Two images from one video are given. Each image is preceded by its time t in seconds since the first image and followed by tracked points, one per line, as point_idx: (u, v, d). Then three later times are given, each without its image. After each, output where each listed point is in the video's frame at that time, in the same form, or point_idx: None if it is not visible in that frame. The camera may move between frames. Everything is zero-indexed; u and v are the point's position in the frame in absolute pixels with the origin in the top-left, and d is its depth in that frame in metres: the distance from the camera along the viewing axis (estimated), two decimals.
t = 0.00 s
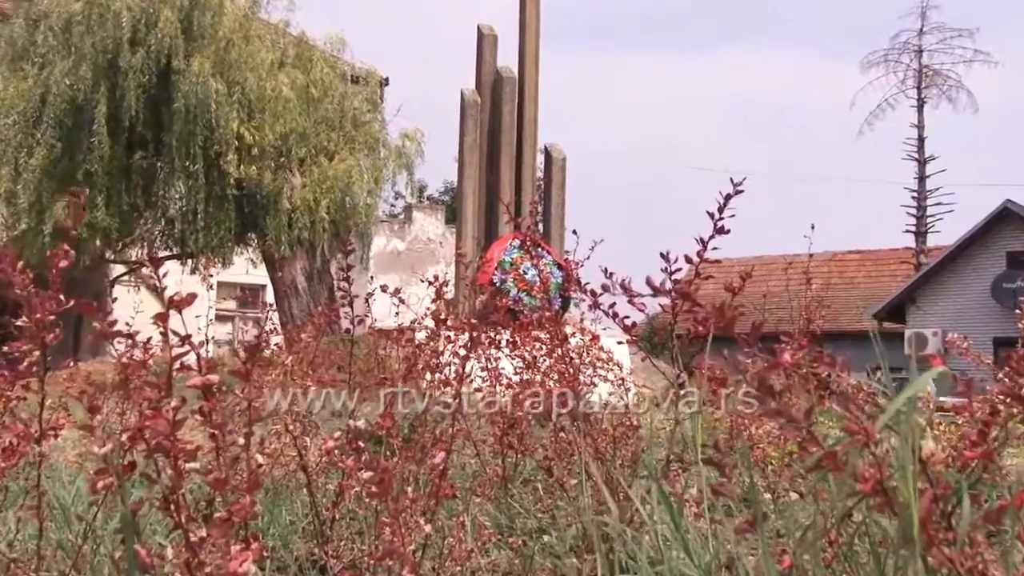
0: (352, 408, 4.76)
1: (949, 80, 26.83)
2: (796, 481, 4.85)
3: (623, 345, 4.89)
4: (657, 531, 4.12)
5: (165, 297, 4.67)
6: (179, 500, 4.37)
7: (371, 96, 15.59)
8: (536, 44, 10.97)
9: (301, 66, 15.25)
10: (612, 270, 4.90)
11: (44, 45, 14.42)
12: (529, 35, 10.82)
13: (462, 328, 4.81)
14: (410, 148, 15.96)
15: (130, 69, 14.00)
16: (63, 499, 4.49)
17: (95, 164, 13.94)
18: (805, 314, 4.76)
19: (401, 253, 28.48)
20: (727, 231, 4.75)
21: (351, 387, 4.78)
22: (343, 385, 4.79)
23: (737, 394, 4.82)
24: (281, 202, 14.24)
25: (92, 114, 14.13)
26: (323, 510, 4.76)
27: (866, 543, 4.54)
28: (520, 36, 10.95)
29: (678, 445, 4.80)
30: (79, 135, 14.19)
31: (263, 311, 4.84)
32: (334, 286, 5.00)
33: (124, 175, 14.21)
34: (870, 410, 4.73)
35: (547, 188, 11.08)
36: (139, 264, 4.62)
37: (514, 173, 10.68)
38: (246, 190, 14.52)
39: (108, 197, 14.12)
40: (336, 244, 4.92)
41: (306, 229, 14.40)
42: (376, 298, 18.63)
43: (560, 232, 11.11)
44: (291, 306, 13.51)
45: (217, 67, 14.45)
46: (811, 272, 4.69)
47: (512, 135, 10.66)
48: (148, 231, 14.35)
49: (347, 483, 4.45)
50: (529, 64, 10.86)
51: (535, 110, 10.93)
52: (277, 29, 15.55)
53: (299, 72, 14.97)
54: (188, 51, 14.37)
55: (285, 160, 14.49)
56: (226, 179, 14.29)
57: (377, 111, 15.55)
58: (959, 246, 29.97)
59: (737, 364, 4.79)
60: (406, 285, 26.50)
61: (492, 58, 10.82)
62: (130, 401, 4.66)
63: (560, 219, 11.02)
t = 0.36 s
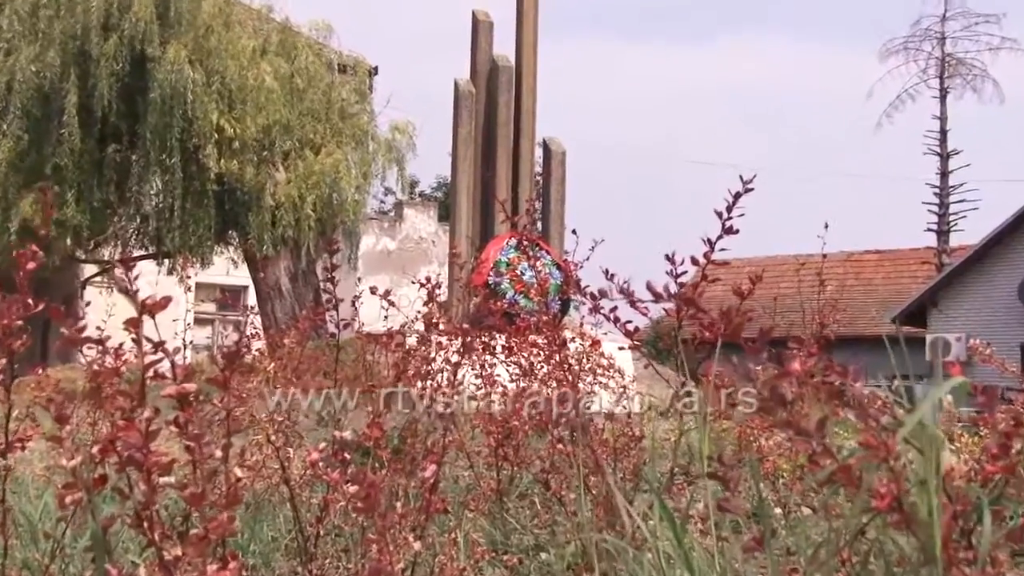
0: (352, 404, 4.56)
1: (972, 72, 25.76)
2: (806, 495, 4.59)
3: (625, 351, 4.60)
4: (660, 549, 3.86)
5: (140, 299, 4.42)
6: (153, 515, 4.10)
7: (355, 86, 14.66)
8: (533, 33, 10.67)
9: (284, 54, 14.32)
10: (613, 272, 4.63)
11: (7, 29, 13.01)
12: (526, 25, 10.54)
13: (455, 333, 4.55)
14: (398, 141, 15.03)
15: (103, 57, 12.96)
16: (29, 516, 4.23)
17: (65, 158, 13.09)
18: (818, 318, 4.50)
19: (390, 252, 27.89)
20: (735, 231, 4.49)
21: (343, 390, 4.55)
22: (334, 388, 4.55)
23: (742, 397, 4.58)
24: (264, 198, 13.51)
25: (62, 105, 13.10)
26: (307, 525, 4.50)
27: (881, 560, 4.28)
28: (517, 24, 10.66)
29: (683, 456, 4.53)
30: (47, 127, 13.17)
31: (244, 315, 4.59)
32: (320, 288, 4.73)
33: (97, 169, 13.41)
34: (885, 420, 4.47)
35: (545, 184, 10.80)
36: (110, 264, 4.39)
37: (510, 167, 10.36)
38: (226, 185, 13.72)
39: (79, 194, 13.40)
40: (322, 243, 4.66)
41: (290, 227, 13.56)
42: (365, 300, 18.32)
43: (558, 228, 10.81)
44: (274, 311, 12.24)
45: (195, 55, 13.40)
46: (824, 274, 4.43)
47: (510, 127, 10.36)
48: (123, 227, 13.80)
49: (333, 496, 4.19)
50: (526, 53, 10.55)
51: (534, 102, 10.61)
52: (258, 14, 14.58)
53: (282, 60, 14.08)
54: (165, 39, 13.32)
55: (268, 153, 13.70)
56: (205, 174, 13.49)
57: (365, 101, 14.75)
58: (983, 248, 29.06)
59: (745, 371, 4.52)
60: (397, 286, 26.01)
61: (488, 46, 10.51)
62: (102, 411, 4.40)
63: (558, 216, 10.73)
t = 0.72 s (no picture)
0: (350, 404, 4.29)
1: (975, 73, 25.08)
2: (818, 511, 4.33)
3: (625, 358, 4.33)
4: (666, 570, 3.60)
5: (110, 306, 4.06)
6: (123, 536, 3.81)
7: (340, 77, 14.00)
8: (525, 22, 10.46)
9: (265, 42, 13.76)
10: (613, 276, 4.37)
11: None
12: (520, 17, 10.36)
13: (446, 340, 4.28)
14: (386, 135, 14.34)
15: (69, 46, 12.65)
16: None
17: (28, 154, 12.74)
18: (831, 324, 4.24)
19: (376, 254, 27.34)
20: (742, 232, 4.23)
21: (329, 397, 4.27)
22: (319, 398, 4.29)
23: (749, 408, 4.33)
24: (243, 197, 13.00)
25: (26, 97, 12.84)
26: (289, 544, 4.23)
27: None
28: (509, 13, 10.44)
29: (687, 470, 4.27)
30: (11, 120, 12.90)
31: (221, 321, 4.32)
32: (303, 292, 4.45)
33: (63, 166, 13.04)
34: (902, 432, 4.22)
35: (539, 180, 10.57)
36: (80, 268, 4.09)
37: (503, 161, 10.13)
38: (203, 183, 13.18)
39: (45, 192, 12.96)
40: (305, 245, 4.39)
41: (271, 227, 13.05)
42: (349, 305, 18.01)
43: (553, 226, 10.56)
44: (255, 314, 12.30)
45: (169, 45, 12.87)
46: (838, 278, 4.17)
47: (503, 120, 10.15)
48: (91, 227, 13.37)
49: (316, 514, 3.91)
50: (519, 43, 10.33)
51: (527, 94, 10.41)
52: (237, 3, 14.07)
53: (263, 50, 13.55)
54: (135, 27, 12.91)
55: (247, 150, 13.16)
56: (180, 171, 12.99)
57: (351, 93, 14.11)
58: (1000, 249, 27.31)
59: (753, 380, 4.27)
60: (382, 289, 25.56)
61: (480, 35, 10.26)
62: (70, 422, 4.12)
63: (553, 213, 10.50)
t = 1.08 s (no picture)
0: (349, 404, 4.06)
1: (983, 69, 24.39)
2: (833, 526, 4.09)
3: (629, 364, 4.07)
4: None
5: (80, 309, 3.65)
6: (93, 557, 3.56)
7: (325, 66, 13.34)
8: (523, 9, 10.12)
9: (246, 30, 13.04)
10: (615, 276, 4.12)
11: None
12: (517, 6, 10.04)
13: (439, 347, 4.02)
14: (374, 127, 13.72)
15: (35, 35, 12.01)
16: None
17: None
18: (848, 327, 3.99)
19: (365, 254, 26.75)
20: (754, 231, 3.97)
21: (318, 405, 4.03)
22: (304, 408, 4.04)
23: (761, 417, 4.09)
24: (222, 194, 12.42)
25: None
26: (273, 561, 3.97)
27: None
28: None
29: (696, 483, 4.01)
30: None
31: (201, 326, 4.07)
32: (287, 296, 4.20)
33: (30, 161, 12.34)
34: (922, 442, 3.97)
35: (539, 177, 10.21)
36: (49, 270, 3.83)
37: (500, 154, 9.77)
38: (179, 180, 12.54)
39: (10, 190, 12.28)
40: (288, 246, 4.14)
41: (251, 226, 12.56)
42: (337, 307, 17.68)
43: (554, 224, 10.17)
44: (236, 319, 12.20)
45: (139, 32, 12.19)
46: (855, 279, 3.93)
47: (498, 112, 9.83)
48: (61, 226, 12.73)
49: (301, 531, 3.65)
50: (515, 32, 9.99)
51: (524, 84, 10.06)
52: None
53: (243, 38, 12.82)
54: (107, 13, 12.31)
55: (227, 145, 12.55)
56: (155, 168, 12.36)
57: (337, 84, 13.47)
58: None
59: (765, 388, 4.02)
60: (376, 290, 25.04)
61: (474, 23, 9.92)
62: (39, 435, 3.86)
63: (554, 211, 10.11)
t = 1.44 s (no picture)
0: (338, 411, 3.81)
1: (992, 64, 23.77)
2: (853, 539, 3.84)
3: (637, 367, 3.83)
4: None
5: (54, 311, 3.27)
6: None
7: (313, 50, 12.38)
8: None
9: (227, 10, 12.07)
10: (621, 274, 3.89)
11: None
12: None
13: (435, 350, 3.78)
14: (366, 116, 12.73)
15: None
16: None
17: None
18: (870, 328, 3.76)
19: (357, 250, 25.99)
20: (770, 226, 3.74)
21: (307, 412, 3.78)
22: (291, 415, 3.79)
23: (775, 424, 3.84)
24: (204, 187, 11.49)
25: None
26: None
27: None
28: None
29: (708, 494, 3.76)
30: None
31: (181, 329, 3.82)
32: (274, 297, 3.93)
33: None
34: (948, 449, 3.73)
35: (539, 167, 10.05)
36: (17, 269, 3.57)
37: (498, 140, 9.62)
38: (157, 172, 11.57)
39: None
40: (273, 242, 3.89)
41: (235, 221, 11.63)
42: (327, 308, 17.33)
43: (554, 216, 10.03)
44: (220, 320, 11.60)
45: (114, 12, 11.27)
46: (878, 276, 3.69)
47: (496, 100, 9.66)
48: (30, 221, 11.82)
49: (288, 545, 3.40)
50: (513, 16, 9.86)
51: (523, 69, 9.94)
52: None
53: (224, 19, 11.84)
54: None
55: (207, 134, 11.52)
56: (131, 158, 11.43)
57: (326, 69, 12.49)
58: None
59: (781, 393, 3.78)
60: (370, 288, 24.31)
61: (472, 7, 9.80)
62: (7, 444, 3.60)
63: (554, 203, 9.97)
